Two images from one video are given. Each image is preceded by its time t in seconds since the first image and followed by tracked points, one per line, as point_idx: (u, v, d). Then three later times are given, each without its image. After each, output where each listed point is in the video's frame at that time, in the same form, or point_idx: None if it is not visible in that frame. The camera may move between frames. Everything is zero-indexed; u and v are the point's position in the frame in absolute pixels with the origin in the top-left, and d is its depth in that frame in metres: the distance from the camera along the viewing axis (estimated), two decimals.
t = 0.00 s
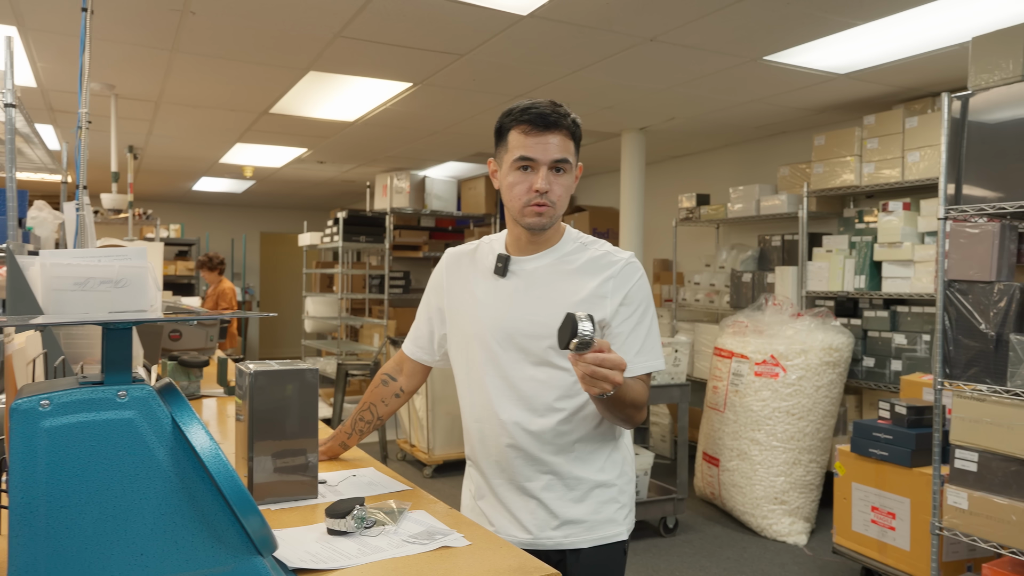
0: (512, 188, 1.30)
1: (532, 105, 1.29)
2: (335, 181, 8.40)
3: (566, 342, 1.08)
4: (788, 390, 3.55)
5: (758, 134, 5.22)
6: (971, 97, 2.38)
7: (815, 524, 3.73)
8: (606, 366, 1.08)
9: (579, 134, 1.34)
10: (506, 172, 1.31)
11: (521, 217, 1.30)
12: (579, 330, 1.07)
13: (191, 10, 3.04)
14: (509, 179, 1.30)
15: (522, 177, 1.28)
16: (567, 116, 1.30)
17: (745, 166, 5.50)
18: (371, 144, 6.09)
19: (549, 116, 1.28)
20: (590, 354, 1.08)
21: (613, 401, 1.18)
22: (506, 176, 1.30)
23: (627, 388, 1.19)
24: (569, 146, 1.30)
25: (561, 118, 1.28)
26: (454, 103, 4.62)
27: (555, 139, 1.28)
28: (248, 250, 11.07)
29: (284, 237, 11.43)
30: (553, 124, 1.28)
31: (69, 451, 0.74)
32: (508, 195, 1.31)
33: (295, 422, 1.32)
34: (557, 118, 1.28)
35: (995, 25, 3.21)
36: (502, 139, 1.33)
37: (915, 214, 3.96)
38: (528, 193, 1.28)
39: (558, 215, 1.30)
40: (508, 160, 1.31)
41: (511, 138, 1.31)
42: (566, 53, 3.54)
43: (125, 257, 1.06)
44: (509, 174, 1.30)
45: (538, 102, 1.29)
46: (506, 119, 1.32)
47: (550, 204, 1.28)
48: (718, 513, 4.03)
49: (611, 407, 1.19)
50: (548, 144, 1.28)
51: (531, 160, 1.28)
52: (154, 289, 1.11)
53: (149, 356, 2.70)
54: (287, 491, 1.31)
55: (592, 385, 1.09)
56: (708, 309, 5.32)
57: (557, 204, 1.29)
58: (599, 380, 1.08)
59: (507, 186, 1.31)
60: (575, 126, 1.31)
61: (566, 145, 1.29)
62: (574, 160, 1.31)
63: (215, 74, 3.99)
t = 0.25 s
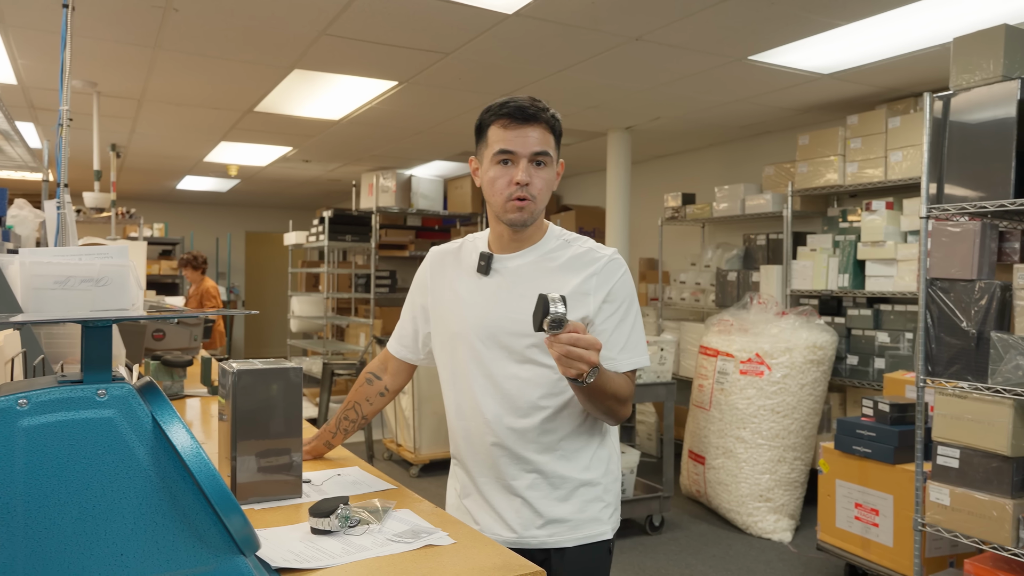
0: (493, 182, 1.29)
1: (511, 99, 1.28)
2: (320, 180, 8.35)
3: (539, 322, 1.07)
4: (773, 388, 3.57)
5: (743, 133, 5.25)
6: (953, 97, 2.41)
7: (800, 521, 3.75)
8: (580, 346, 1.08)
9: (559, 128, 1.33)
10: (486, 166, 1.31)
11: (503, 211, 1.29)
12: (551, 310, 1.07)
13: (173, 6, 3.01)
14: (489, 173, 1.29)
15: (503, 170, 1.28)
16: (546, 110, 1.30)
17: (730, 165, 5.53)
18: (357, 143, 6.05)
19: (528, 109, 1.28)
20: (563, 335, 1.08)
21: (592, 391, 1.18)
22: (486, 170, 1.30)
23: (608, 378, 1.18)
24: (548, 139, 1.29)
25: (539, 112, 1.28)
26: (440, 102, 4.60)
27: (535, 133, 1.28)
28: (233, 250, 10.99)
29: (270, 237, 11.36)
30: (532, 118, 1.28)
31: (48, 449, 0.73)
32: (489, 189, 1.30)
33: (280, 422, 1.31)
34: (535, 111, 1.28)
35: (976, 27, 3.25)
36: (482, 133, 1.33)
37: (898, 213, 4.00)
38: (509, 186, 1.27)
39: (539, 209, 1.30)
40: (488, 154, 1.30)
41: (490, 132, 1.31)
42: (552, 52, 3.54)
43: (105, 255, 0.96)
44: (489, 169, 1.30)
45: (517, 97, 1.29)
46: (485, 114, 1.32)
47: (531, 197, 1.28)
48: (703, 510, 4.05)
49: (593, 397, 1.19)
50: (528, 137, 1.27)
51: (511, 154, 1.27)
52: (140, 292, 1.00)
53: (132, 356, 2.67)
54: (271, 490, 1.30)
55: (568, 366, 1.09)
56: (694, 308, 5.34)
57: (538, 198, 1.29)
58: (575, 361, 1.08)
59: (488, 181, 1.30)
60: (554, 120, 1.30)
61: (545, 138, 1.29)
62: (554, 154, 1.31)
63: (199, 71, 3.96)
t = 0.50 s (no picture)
0: (483, 185, 1.29)
1: (498, 100, 1.28)
2: (314, 180, 8.33)
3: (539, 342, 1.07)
4: (767, 388, 3.57)
5: (736, 134, 5.27)
6: (946, 98, 2.42)
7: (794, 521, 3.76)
8: (580, 364, 1.08)
9: (549, 127, 1.33)
10: (477, 169, 1.31)
11: (494, 214, 1.29)
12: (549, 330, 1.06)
13: (166, 6, 3.00)
14: (479, 176, 1.29)
15: (492, 173, 1.28)
16: (533, 110, 1.29)
17: (724, 166, 5.54)
18: (350, 143, 6.04)
19: (515, 111, 1.27)
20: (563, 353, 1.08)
21: (594, 398, 1.18)
22: (476, 173, 1.30)
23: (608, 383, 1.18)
24: (537, 139, 1.29)
25: (527, 112, 1.28)
26: (434, 103, 4.60)
27: (524, 134, 1.27)
28: (226, 251, 10.95)
29: (263, 237, 11.32)
30: (520, 119, 1.27)
31: (38, 452, 0.72)
32: (479, 191, 1.30)
33: (274, 424, 1.30)
34: (523, 112, 1.28)
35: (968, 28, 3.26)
36: (471, 136, 1.33)
37: (891, 213, 4.01)
38: (499, 188, 1.28)
39: (531, 209, 1.29)
40: (477, 157, 1.30)
41: (479, 134, 1.30)
42: (546, 52, 3.54)
43: (97, 257, 0.94)
44: (479, 171, 1.30)
45: (504, 98, 1.29)
46: (473, 116, 1.32)
47: (522, 198, 1.28)
48: (698, 511, 4.05)
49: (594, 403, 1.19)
50: (517, 138, 1.27)
51: (500, 156, 1.27)
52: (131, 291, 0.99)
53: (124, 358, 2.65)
54: (263, 492, 1.30)
55: (568, 383, 1.09)
56: (688, 308, 5.35)
57: (529, 198, 1.28)
58: (574, 378, 1.09)
59: (478, 184, 1.30)
60: (542, 119, 1.30)
61: (534, 138, 1.28)
62: (544, 153, 1.30)
63: (192, 71, 3.94)
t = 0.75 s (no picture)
0: (475, 188, 1.30)
1: (482, 102, 1.29)
2: (311, 180, 8.32)
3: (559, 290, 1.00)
4: (764, 387, 3.58)
5: (733, 133, 5.27)
6: (941, 97, 2.43)
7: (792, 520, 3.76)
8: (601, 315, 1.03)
9: (538, 122, 1.32)
10: (468, 173, 1.31)
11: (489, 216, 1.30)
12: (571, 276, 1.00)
13: (162, 6, 2.99)
14: (471, 180, 1.30)
15: (482, 175, 1.28)
16: (517, 107, 1.29)
17: (721, 165, 5.54)
18: (347, 143, 6.04)
19: (498, 111, 1.28)
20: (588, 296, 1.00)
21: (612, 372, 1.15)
22: (468, 177, 1.31)
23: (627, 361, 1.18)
24: (525, 135, 1.28)
25: (511, 110, 1.28)
26: (431, 102, 4.60)
27: (511, 131, 1.27)
28: (223, 250, 10.93)
29: (260, 237, 11.30)
30: (504, 117, 1.28)
31: (33, 452, 0.72)
32: (473, 195, 1.31)
33: (271, 424, 1.31)
34: (506, 111, 1.28)
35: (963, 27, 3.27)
36: (460, 140, 1.34)
37: (887, 212, 4.02)
38: (491, 189, 1.28)
39: (526, 206, 1.29)
40: (467, 161, 1.31)
41: (468, 138, 1.31)
42: (543, 52, 3.55)
43: (94, 257, 0.97)
44: (471, 174, 1.30)
45: (488, 99, 1.30)
46: (459, 122, 1.33)
47: (514, 197, 1.27)
48: (695, 509, 4.05)
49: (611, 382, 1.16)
50: (503, 137, 1.27)
51: (487, 157, 1.27)
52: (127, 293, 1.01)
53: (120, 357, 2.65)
54: (261, 491, 1.29)
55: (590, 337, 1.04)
56: (685, 307, 5.35)
57: (522, 196, 1.28)
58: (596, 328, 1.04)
59: (471, 186, 1.31)
60: (528, 115, 1.30)
61: (521, 134, 1.28)
62: (533, 149, 1.30)
63: (188, 71, 3.93)
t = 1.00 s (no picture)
0: (482, 184, 1.29)
1: (488, 98, 1.28)
2: (307, 178, 8.31)
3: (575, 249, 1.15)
4: (760, 384, 3.58)
5: (730, 130, 5.27)
6: (938, 94, 2.43)
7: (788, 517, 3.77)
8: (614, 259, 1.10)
9: (543, 117, 1.32)
10: (476, 169, 1.30)
11: (498, 212, 1.29)
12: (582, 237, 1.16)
13: (157, 2, 2.98)
14: (479, 176, 1.29)
15: (491, 171, 1.27)
16: (524, 102, 1.29)
17: (717, 162, 5.54)
18: (344, 140, 6.02)
19: (505, 105, 1.27)
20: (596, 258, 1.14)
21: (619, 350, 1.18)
22: (476, 173, 1.29)
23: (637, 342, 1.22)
24: (532, 130, 1.28)
25: (518, 105, 1.28)
26: (427, 99, 4.59)
27: (518, 127, 1.27)
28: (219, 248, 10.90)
29: (257, 235, 11.28)
30: (511, 113, 1.27)
31: (27, 451, 0.71)
32: (480, 191, 1.30)
33: (267, 422, 1.30)
34: (513, 106, 1.27)
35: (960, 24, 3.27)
36: (465, 137, 1.33)
37: (883, 209, 4.02)
38: (499, 186, 1.27)
39: (533, 203, 1.28)
40: (474, 156, 1.30)
41: (473, 134, 1.30)
42: (539, 49, 3.54)
43: (86, 254, 0.88)
44: (478, 171, 1.29)
45: (494, 94, 1.29)
46: (465, 117, 1.32)
47: (523, 193, 1.27)
48: (692, 507, 4.06)
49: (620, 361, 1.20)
50: (511, 132, 1.26)
51: (495, 152, 1.27)
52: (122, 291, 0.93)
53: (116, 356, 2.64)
54: (256, 490, 1.29)
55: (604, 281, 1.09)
56: (682, 305, 5.36)
57: (530, 193, 1.28)
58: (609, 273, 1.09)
59: (478, 183, 1.30)
60: (534, 110, 1.29)
61: (528, 129, 1.27)
62: (540, 145, 1.30)
63: (183, 68, 3.92)
